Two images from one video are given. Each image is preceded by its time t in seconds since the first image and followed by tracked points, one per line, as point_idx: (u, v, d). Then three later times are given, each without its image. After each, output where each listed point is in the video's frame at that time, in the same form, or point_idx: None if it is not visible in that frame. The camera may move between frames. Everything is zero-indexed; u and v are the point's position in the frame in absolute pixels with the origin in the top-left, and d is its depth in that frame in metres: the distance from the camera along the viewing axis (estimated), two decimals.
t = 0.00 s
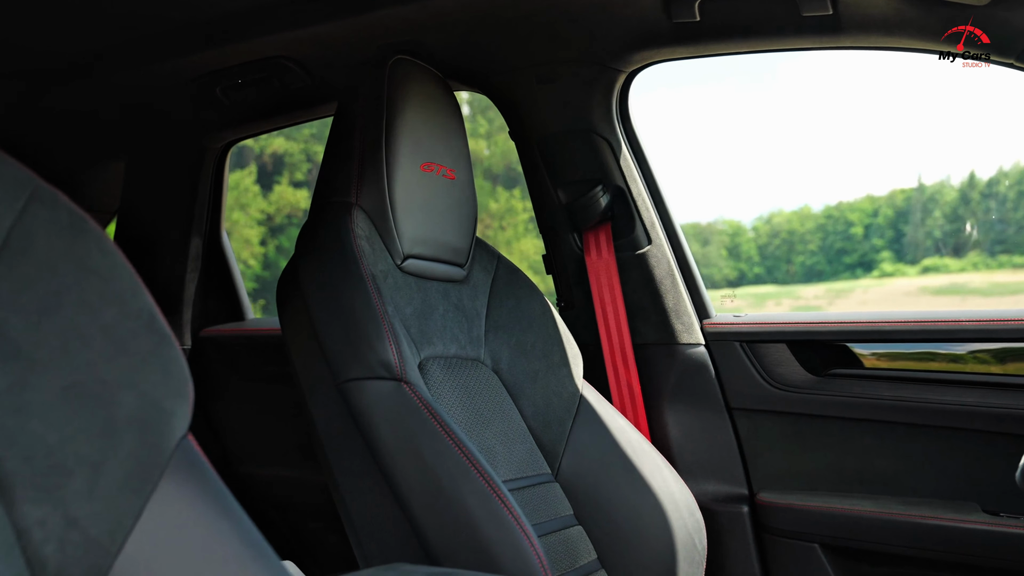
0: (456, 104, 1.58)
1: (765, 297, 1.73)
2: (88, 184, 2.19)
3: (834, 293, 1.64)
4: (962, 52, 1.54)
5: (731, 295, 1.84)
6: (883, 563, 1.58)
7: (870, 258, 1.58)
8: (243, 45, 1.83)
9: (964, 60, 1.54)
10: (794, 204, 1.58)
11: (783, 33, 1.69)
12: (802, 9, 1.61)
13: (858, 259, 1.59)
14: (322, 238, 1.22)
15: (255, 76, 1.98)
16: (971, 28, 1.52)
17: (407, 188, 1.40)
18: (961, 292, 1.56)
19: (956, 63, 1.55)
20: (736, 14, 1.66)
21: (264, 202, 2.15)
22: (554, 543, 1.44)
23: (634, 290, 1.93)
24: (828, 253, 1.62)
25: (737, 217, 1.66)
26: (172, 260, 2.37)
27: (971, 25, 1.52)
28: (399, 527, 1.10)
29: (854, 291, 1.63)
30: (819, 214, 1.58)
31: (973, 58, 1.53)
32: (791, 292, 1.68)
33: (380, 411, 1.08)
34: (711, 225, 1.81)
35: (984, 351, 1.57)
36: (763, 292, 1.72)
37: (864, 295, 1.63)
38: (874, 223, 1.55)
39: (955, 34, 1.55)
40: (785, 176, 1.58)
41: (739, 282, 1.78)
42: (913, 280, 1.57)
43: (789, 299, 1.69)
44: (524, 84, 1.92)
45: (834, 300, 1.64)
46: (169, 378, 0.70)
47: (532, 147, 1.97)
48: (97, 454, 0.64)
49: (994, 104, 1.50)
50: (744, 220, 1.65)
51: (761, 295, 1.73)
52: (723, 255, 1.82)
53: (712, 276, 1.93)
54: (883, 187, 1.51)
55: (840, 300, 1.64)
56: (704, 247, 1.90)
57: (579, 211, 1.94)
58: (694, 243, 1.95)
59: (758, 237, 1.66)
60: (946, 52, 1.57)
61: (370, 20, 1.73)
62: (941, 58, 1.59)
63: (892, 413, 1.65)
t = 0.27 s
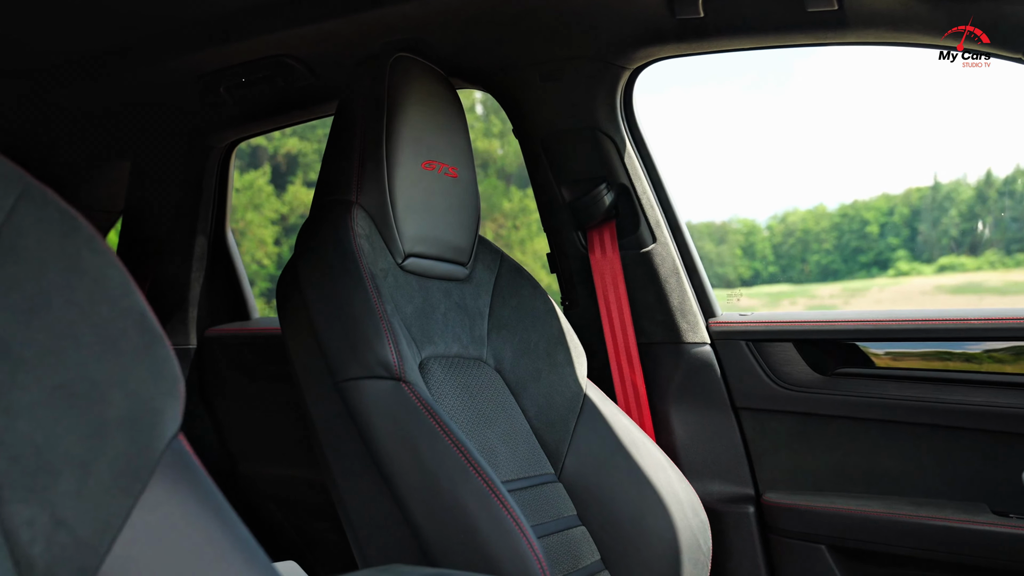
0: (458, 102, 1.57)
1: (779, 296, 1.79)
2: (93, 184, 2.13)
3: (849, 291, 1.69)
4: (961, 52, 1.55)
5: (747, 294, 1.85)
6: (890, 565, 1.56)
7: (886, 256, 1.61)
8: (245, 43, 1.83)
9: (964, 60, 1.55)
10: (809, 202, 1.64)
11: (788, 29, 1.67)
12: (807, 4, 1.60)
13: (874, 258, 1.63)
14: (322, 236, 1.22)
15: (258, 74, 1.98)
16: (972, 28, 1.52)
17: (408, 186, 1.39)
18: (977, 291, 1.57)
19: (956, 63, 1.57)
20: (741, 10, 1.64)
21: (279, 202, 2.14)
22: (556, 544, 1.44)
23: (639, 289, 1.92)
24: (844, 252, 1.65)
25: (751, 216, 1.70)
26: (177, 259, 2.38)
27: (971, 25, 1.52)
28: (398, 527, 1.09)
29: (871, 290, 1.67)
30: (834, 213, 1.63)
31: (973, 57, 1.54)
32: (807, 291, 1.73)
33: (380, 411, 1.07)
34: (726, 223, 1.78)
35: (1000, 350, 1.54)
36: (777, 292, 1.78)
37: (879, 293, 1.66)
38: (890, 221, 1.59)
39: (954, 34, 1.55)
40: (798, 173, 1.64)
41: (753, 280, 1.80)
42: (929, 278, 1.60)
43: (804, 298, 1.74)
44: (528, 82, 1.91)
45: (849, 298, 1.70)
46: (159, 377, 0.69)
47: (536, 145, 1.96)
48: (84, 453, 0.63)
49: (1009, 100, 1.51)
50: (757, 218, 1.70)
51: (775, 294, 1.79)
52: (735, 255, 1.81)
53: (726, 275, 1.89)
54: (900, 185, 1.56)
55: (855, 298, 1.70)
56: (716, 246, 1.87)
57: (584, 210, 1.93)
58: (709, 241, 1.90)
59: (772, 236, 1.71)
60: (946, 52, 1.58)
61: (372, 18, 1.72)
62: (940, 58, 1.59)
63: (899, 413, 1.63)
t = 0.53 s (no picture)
0: (460, 100, 1.56)
1: (792, 296, 1.73)
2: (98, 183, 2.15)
3: (862, 290, 1.65)
4: (961, 52, 1.54)
5: (758, 294, 1.79)
6: (896, 566, 1.54)
7: (899, 256, 1.57)
8: (248, 43, 1.83)
9: (965, 60, 1.54)
10: (822, 202, 1.60)
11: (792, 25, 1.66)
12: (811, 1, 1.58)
13: (887, 258, 1.59)
14: (321, 235, 1.21)
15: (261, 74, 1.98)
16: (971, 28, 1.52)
17: (409, 184, 1.39)
18: (991, 290, 1.55)
19: (956, 63, 1.55)
20: (744, 7, 1.63)
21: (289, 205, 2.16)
22: (558, 544, 1.43)
23: (643, 289, 1.91)
24: (857, 252, 1.62)
25: (763, 216, 1.66)
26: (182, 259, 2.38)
27: (970, 25, 1.51)
28: (396, 528, 1.08)
29: (883, 289, 1.64)
30: (847, 212, 1.59)
31: (972, 57, 1.53)
32: (819, 290, 1.69)
33: (378, 411, 1.07)
34: (738, 223, 1.73)
35: (1012, 349, 1.53)
36: (789, 291, 1.73)
37: (892, 292, 1.63)
38: (902, 221, 1.55)
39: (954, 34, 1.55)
40: (805, 173, 1.61)
41: (766, 280, 1.75)
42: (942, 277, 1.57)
43: (816, 297, 1.70)
44: (531, 80, 1.90)
45: (862, 297, 1.66)
46: (151, 376, 0.69)
47: (540, 144, 1.96)
48: (76, 453, 0.63)
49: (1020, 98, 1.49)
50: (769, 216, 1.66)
51: (788, 294, 1.73)
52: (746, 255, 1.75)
53: (739, 275, 1.83)
54: (914, 183, 1.52)
55: (868, 297, 1.66)
56: (729, 245, 1.81)
57: (587, 208, 1.93)
58: (722, 241, 1.83)
59: (785, 235, 1.67)
60: (945, 52, 1.56)
61: (374, 16, 1.72)
62: (940, 58, 1.58)
63: (905, 413, 1.62)
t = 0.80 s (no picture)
0: (463, 99, 1.56)
1: (806, 295, 1.72)
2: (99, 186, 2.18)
3: (877, 289, 1.64)
4: (961, 51, 1.52)
5: (772, 293, 1.76)
6: (903, 568, 1.53)
7: (915, 255, 1.56)
8: (252, 41, 1.82)
9: (965, 60, 1.52)
10: (835, 201, 1.60)
11: (796, 21, 1.65)
12: None
13: (904, 257, 1.58)
14: (321, 234, 1.21)
15: (265, 72, 1.98)
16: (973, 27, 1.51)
17: (410, 183, 1.38)
18: (1008, 289, 1.52)
19: (956, 63, 1.53)
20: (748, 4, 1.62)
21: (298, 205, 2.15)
22: (561, 544, 1.42)
23: (648, 287, 1.90)
24: (873, 250, 1.60)
25: (777, 215, 1.66)
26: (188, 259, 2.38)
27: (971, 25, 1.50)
28: (395, 528, 1.08)
29: (898, 288, 1.62)
30: (862, 211, 1.59)
31: (972, 57, 1.51)
32: (834, 290, 1.67)
33: (377, 411, 1.06)
34: (752, 222, 1.71)
35: None
36: (804, 291, 1.71)
37: (907, 292, 1.62)
38: (919, 220, 1.54)
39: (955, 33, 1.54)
40: (819, 172, 1.61)
41: (780, 279, 1.73)
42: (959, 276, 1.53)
43: (831, 296, 1.69)
44: (534, 78, 1.90)
45: (878, 296, 1.65)
46: (143, 377, 0.68)
47: (544, 141, 1.95)
48: (67, 454, 0.62)
49: None
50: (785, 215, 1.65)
51: (804, 292, 1.71)
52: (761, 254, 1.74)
53: (753, 274, 1.79)
54: (929, 183, 1.52)
55: (883, 296, 1.65)
56: (742, 244, 1.77)
57: (591, 206, 1.90)
58: (735, 240, 1.80)
59: (799, 235, 1.66)
60: (946, 52, 1.55)
61: (376, 14, 1.71)
62: (940, 58, 1.56)
63: (913, 413, 1.60)
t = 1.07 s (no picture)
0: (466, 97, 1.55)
1: (821, 294, 1.69)
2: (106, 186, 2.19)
3: (892, 288, 1.59)
4: (960, 52, 1.52)
5: (786, 293, 1.72)
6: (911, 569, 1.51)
7: (931, 254, 1.52)
8: (257, 40, 1.82)
9: (965, 60, 1.52)
10: (852, 199, 1.55)
11: (801, 18, 1.64)
12: None
13: (919, 254, 1.53)
14: (322, 233, 1.20)
15: (270, 72, 1.98)
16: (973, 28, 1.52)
17: (413, 181, 1.37)
18: None
19: (956, 63, 1.53)
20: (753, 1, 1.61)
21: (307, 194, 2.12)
22: (562, 546, 1.41)
23: (654, 286, 1.89)
24: (888, 249, 1.55)
25: (791, 213, 1.61)
26: (193, 258, 2.38)
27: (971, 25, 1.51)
28: (396, 528, 1.07)
29: (913, 287, 1.58)
30: (877, 209, 1.54)
31: (972, 57, 1.51)
32: (848, 289, 1.63)
33: (377, 410, 1.06)
34: (766, 221, 1.65)
35: None
36: (818, 290, 1.68)
37: (921, 291, 1.57)
38: (935, 219, 1.51)
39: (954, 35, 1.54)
40: (826, 170, 1.56)
41: (794, 279, 1.68)
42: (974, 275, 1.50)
43: (845, 296, 1.65)
44: (539, 76, 1.89)
45: (892, 296, 1.61)
46: (135, 376, 0.68)
47: (548, 139, 1.94)
48: (59, 454, 0.62)
49: None
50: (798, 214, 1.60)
51: (818, 291, 1.68)
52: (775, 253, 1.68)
53: (766, 274, 1.74)
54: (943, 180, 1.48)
55: (897, 295, 1.60)
56: (755, 243, 1.73)
57: (596, 206, 1.90)
58: (747, 239, 1.74)
59: (813, 233, 1.61)
60: (946, 52, 1.55)
61: (379, 13, 1.71)
62: (940, 58, 1.56)
63: (921, 413, 1.58)
